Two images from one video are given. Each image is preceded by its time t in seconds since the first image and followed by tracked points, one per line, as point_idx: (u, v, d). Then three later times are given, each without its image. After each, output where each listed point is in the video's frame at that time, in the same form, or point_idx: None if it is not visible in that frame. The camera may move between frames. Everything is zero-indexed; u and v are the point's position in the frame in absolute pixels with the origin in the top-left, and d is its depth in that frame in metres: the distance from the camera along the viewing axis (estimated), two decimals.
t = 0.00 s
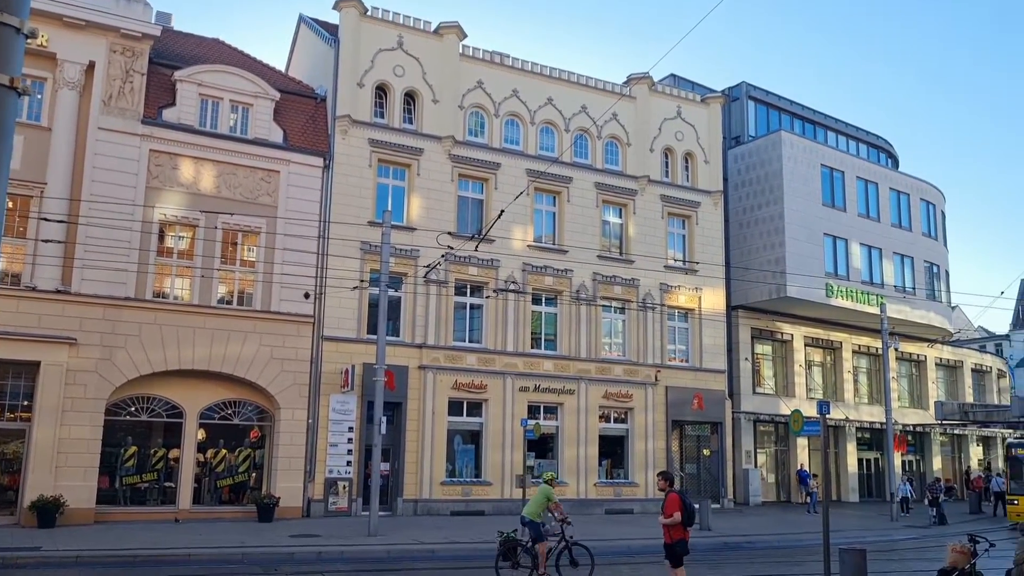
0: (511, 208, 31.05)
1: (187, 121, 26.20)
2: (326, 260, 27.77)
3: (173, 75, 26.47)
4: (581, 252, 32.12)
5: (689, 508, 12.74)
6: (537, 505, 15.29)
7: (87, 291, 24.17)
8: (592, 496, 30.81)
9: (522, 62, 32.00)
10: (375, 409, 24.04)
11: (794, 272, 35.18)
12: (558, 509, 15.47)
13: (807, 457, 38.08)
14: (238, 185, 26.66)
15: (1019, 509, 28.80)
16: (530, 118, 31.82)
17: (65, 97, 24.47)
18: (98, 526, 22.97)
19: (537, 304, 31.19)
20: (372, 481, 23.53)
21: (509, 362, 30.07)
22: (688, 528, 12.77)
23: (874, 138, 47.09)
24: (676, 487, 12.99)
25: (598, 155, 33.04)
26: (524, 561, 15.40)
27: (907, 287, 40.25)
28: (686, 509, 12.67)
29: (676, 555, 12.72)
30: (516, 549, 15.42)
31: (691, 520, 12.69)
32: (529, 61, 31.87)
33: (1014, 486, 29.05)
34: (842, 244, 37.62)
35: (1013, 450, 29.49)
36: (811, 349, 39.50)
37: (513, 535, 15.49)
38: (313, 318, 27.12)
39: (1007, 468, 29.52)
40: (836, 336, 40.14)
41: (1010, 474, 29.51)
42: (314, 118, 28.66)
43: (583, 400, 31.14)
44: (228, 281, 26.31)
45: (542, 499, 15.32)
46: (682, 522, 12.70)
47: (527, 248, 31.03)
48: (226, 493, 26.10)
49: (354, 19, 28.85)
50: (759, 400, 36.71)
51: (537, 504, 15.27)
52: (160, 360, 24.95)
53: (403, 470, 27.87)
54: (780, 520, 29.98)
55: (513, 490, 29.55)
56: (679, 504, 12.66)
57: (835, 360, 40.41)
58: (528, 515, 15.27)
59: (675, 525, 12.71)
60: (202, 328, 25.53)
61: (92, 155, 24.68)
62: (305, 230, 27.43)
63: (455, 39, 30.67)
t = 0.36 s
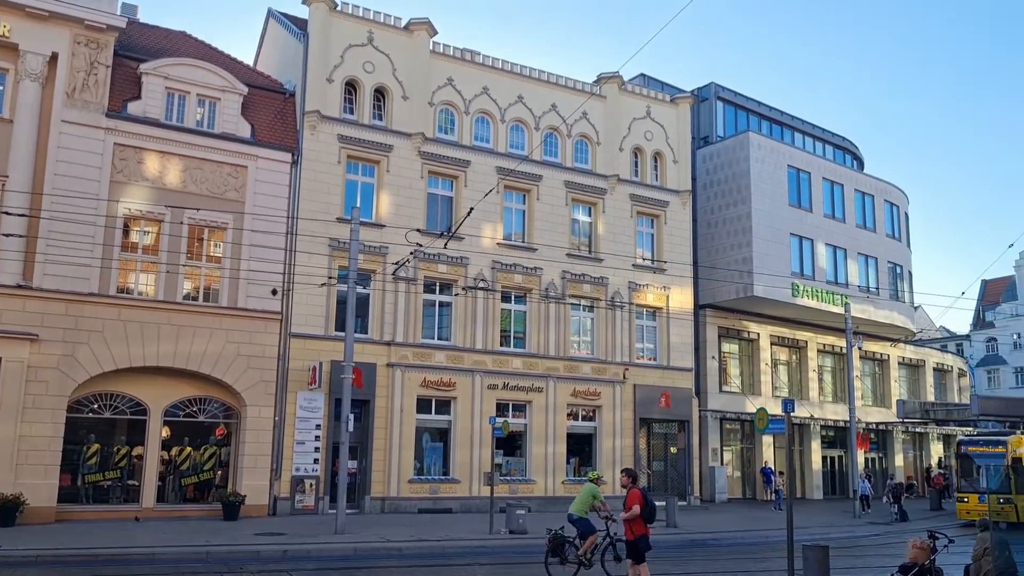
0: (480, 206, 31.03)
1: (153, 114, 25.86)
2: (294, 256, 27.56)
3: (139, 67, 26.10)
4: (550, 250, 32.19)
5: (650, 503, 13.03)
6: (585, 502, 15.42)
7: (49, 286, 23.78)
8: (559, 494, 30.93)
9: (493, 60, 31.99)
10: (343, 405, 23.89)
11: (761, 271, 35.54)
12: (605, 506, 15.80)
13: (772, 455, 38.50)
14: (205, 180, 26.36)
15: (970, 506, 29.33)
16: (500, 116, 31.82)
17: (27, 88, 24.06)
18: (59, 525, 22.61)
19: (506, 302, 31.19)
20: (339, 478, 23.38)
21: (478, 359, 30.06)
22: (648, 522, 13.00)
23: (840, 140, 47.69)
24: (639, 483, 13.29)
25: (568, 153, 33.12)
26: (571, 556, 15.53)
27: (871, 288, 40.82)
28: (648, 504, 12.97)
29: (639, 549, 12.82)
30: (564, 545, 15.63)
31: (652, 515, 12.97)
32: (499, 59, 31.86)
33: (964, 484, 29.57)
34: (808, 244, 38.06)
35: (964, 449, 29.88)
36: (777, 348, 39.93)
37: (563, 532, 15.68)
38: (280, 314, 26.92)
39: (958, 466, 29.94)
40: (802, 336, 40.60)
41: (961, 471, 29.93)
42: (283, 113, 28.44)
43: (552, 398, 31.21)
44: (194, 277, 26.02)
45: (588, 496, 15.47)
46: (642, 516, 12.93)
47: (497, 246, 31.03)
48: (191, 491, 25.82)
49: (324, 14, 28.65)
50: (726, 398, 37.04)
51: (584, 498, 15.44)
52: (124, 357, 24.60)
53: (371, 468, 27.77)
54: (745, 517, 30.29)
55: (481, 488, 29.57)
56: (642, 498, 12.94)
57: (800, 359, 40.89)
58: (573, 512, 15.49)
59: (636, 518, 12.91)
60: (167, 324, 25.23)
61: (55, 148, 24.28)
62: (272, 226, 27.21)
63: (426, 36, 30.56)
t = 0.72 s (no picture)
0: (446, 202, 30.96)
1: (113, 106, 25.42)
2: (257, 252, 27.28)
3: (99, 58, 25.64)
4: (515, 248, 32.20)
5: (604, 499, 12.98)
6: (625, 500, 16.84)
7: (4, 280, 23.29)
8: (523, 492, 31.01)
9: (459, 57, 31.90)
10: (306, 402, 23.68)
11: (723, 271, 35.88)
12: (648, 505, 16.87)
13: (733, 453, 38.92)
14: (166, 173, 25.97)
15: (914, 504, 28.86)
16: (466, 113, 31.75)
17: None
18: (13, 523, 22.16)
19: (471, 300, 31.15)
20: (300, 476, 23.16)
21: (443, 357, 29.99)
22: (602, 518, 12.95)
23: (803, 142, 48.28)
24: (597, 479, 13.22)
25: (534, 151, 33.16)
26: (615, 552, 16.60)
27: (831, 288, 41.40)
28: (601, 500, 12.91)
29: (589, 544, 12.78)
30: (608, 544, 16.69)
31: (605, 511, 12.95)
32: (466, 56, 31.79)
33: (908, 480, 29.08)
34: (770, 244, 38.50)
35: (909, 446, 29.29)
36: (738, 347, 40.34)
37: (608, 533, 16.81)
38: (242, 310, 26.64)
39: (903, 464, 29.35)
40: (763, 335, 41.06)
41: (904, 469, 29.35)
42: (247, 107, 28.15)
43: (516, 396, 31.26)
44: (154, 272, 25.63)
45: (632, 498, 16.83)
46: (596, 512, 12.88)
47: (462, 243, 30.98)
48: (150, 489, 25.45)
49: (289, 7, 28.37)
50: (688, 397, 37.37)
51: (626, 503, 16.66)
52: (82, 352, 24.17)
53: (334, 466, 27.61)
54: (706, 515, 30.60)
55: (444, 485, 29.55)
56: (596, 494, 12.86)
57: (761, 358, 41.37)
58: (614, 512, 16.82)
59: (589, 513, 12.86)
60: (126, 319, 24.84)
61: (11, 139, 23.78)
62: (235, 221, 26.90)
63: (392, 31, 30.40)
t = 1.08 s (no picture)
0: (414, 198, 30.82)
1: (75, 96, 24.98)
2: (221, 246, 26.98)
3: (60, 47, 25.19)
4: (483, 245, 32.16)
5: (561, 494, 12.95)
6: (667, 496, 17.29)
7: None
8: (488, 488, 31.03)
9: (428, 52, 31.78)
10: (270, 398, 23.45)
11: (689, 269, 36.17)
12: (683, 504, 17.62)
13: (698, 450, 39.33)
14: (129, 165, 25.58)
15: (863, 501, 29.65)
16: (435, 109, 31.63)
17: None
18: None
19: (438, 296, 31.06)
20: (265, 472, 22.95)
21: (409, 353, 29.89)
22: (559, 513, 12.93)
23: (768, 143, 48.77)
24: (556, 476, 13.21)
25: (502, 148, 33.15)
26: (657, 546, 16.90)
27: (795, 287, 41.87)
28: (558, 494, 12.90)
29: (545, 540, 12.77)
30: (648, 535, 16.96)
31: (563, 506, 12.92)
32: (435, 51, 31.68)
33: (858, 477, 29.87)
34: (736, 244, 38.85)
35: (859, 443, 30.01)
36: (703, 345, 40.66)
37: (646, 524, 17.09)
38: (206, 305, 26.34)
39: (853, 461, 30.06)
40: (728, 333, 41.44)
41: (855, 466, 30.04)
42: (212, 99, 27.80)
43: (482, 393, 31.26)
44: (116, 265, 25.23)
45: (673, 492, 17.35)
46: (552, 507, 12.88)
47: (429, 239, 30.88)
48: (110, 485, 25.07)
49: None
50: (653, 394, 37.62)
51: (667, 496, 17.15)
52: (41, 346, 23.71)
53: (298, 462, 27.43)
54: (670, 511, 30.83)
55: (410, 482, 29.47)
56: (552, 489, 12.85)
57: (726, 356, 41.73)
58: (657, 504, 17.09)
59: (545, 509, 12.85)
60: (87, 313, 24.43)
61: None
62: (199, 215, 26.58)
63: (361, 25, 30.20)
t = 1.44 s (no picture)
0: (380, 193, 30.66)
1: (34, 85, 24.47)
2: (184, 240, 26.65)
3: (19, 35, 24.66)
4: (449, 241, 32.10)
5: (511, 492, 12.93)
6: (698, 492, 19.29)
7: None
8: (453, 485, 31.01)
9: (396, 47, 31.61)
10: (233, 394, 23.19)
11: (655, 267, 36.39)
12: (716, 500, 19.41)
13: (662, 447, 39.52)
14: (89, 156, 25.14)
15: (812, 499, 29.30)
16: (402, 104, 31.48)
17: None
18: None
19: (404, 292, 30.94)
20: (227, 469, 22.70)
21: (374, 349, 29.75)
22: (509, 511, 12.91)
23: (734, 143, 49.21)
24: (509, 475, 13.18)
25: (470, 144, 33.09)
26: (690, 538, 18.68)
27: (758, 286, 42.30)
28: (508, 492, 12.88)
29: (495, 537, 12.75)
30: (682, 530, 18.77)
31: (513, 503, 12.89)
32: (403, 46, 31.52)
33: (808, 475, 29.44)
34: (701, 242, 39.15)
35: (810, 440, 29.71)
36: (668, 342, 40.96)
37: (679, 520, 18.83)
38: (168, 299, 26.00)
39: (804, 457, 29.67)
40: (692, 331, 41.77)
41: (805, 462, 29.62)
42: (176, 90, 27.44)
43: (448, 389, 31.21)
44: (75, 258, 24.80)
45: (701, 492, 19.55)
46: (502, 504, 12.88)
47: (396, 235, 30.74)
48: (68, 482, 24.62)
49: None
50: (618, 391, 37.84)
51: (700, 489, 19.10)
52: None
53: (261, 458, 27.19)
54: (634, 507, 31.05)
55: (374, 478, 29.36)
56: (501, 487, 12.84)
57: (691, 354, 42.05)
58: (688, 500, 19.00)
59: (494, 507, 12.87)
60: (45, 307, 23.99)
61: None
62: (161, 208, 26.23)
63: (328, 19, 29.96)
